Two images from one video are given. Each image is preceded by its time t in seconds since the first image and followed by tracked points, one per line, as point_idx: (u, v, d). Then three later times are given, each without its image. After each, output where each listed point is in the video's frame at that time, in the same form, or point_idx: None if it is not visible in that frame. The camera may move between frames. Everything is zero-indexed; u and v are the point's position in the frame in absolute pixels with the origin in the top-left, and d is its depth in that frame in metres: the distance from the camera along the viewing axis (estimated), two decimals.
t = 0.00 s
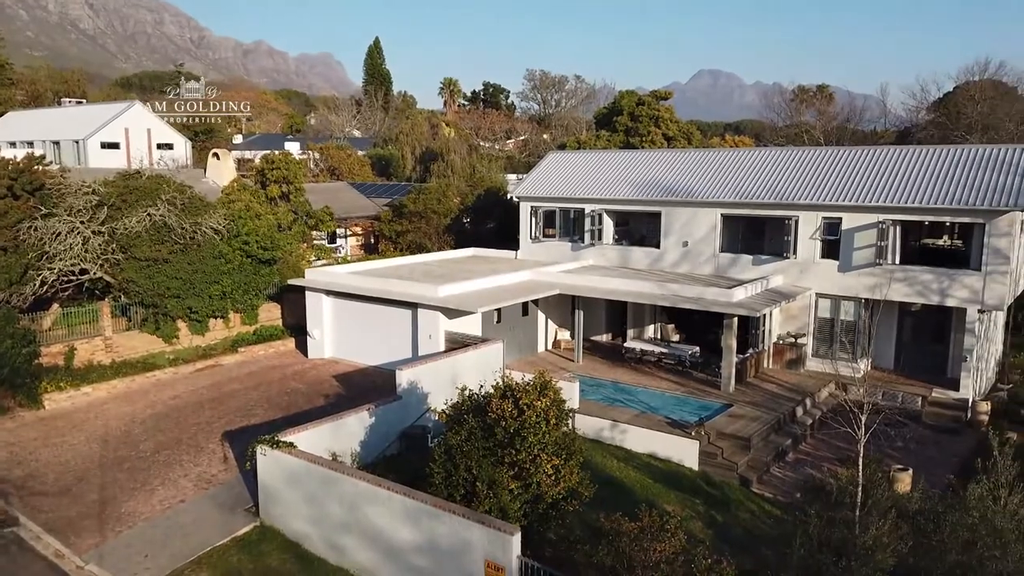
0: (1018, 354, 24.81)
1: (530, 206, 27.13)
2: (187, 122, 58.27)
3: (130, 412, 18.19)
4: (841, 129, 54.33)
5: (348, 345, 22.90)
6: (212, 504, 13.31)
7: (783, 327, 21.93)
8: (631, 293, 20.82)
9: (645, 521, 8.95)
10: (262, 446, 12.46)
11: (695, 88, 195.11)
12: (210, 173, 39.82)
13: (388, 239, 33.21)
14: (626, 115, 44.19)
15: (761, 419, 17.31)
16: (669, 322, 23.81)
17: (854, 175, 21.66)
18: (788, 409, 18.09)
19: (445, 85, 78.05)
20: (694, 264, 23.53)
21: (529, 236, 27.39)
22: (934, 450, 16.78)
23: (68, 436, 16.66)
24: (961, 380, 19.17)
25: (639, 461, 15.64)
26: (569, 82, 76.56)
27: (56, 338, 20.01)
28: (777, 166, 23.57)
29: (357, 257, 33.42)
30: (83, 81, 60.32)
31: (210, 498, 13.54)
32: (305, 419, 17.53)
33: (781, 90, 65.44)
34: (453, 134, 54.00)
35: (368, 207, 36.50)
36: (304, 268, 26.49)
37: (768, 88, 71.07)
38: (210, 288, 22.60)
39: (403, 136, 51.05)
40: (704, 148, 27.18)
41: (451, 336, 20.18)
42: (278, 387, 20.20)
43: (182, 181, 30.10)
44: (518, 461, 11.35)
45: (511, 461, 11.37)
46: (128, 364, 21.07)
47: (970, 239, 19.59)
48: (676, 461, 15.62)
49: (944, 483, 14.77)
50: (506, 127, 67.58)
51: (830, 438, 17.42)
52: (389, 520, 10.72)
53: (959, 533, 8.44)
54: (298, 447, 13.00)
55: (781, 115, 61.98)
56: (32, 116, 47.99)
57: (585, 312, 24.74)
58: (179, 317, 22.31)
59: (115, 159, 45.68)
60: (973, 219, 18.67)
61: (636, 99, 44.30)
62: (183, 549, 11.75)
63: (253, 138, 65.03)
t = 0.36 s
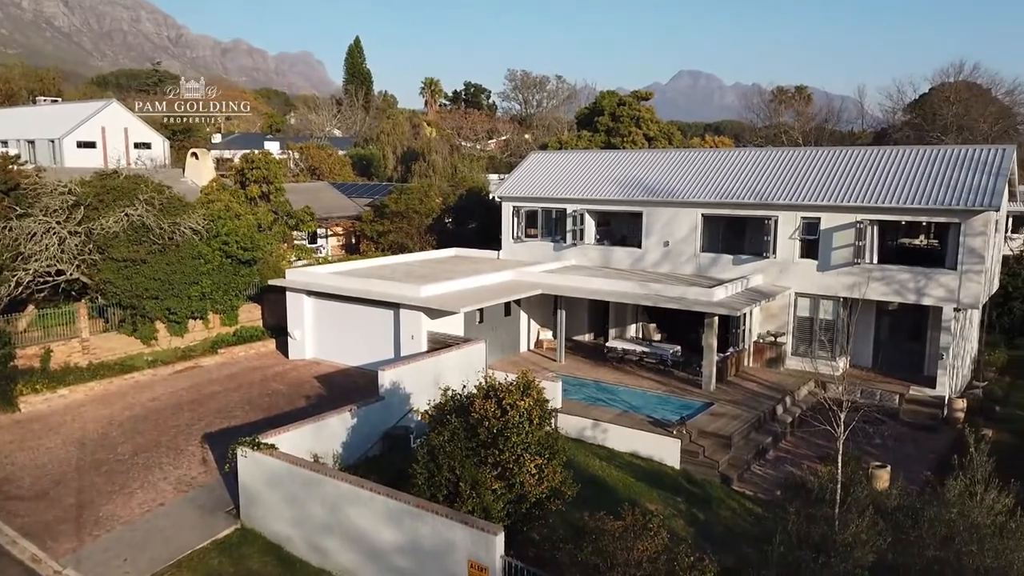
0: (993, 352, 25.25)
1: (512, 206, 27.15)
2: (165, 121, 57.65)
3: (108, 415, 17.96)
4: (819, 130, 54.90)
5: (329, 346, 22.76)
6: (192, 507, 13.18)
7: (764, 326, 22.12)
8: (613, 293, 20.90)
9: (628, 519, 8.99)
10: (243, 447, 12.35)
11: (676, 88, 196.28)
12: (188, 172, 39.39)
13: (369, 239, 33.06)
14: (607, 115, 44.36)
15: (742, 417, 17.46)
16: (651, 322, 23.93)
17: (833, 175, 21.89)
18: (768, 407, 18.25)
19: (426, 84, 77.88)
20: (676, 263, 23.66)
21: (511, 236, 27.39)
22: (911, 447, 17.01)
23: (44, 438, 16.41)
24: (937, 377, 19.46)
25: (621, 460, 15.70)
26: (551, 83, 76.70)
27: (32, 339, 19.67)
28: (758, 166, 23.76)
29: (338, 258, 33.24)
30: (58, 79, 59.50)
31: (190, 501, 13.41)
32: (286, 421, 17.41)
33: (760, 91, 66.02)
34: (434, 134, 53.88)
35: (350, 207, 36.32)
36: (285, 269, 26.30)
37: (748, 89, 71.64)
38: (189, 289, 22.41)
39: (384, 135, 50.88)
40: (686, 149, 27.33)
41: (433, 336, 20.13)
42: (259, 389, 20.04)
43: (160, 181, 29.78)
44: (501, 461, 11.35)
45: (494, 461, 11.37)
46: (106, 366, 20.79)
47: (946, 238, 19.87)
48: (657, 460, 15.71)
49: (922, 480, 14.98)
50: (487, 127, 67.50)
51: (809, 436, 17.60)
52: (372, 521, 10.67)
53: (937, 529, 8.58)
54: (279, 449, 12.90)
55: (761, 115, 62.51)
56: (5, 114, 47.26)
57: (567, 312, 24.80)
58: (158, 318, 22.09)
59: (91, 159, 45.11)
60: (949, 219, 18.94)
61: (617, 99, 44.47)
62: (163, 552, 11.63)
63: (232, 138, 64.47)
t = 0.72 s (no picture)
0: (968, 351, 25.67)
1: (495, 206, 27.16)
2: (142, 120, 56.98)
3: (85, 418, 17.72)
4: (798, 132, 55.42)
5: (311, 347, 22.62)
6: (173, 510, 13.04)
7: (744, 326, 22.29)
8: (595, 293, 20.97)
9: (612, 518, 9.03)
10: (224, 450, 12.25)
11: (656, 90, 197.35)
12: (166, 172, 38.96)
13: (350, 240, 32.91)
14: (588, 116, 44.49)
15: (723, 417, 17.59)
16: (632, 322, 24.03)
17: (812, 176, 22.12)
18: (749, 406, 18.40)
19: (407, 85, 77.64)
20: (657, 263, 23.79)
21: (494, 236, 27.39)
22: (889, 444, 17.24)
23: (20, 442, 16.15)
24: (914, 376, 19.73)
25: (604, 460, 15.75)
26: (532, 83, 76.79)
27: (7, 342, 19.45)
28: (738, 167, 23.95)
29: (319, 258, 33.05)
30: (33, 78, 58.63)
31: (170, 504, 13.27)
32: (268, 423, 17.28)
33: (740, 92, 66.53)
34: (415, 134, 53.75)
35: (331, 208, 36.13)
36: (266, 270, 26.11)
37: (727, 90, 72.18)
38: (168, 290, 22.23)
39: (365, 135, 50.69)
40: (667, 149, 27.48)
41: (416, 337, 20.08)
42: (239, 391, 19.88)
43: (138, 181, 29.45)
44: (484, 461, 11.35)
45: (478, 461, 11.38)
46: (83, 369, 20.55)
47: (922, 238, 20.14)
48: (640, 459, 15.79)
49: (900, 477, 15.18)
50: (469, 127, 67.36)
51: (789, 435, 17.77)
52: (355, 523, 10.64)
53: (916, 524, 8.69)
54: (261, 451, 12.80)
55: (740, 116, 63.00)
56: None
57: (549, 312, 24.84)
58: (136, 320, 21.88)
59: (67, 159, 44.52)
60: (925, 220, 19.20)
61: (598, 100, 44.62)
62: (142, 556, 11.51)
63: (211, 137, 63.86)
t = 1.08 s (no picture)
0: (944, 349, 26.06)
1: (476, 208, 27.17)
2: (119, 121, 56.32)
3: (63, 422, 17.49)
4: (776, 134, 55.95)
5: (292, 349, 22.49)
6: (153, 515, 12.90)
7: (724, 326, 22.46)
8: (577, 294, 21.04)
9: (595, 518, 9.06)
10: (204, 453, 12.15)
11: (636, 91, 198.36)
12: (144, 173, 38.52)
13: (332, 242, 32.76)
14: (569, 118, 44.63)
15: (704, 416, 17.72)
16: (614, 322, 24.13)
17: (791, 178, 22.35)
18: (730, 406, 18.56)
19: (388, 86, 77.42)
20: (638, 264, 23.91)
21: (475, 238, 27.39)
22: (868, 442, 17.46)
23: None
24: (892, 374, 20.00)
25: (586, 460, 15.81)
26: (513, 85, 76.87)
27: None
28: (718, 168, 24.15)
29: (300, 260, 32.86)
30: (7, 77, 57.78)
31: (150, 509, 13.13)
32: (249, 426, 17.16)
33: (719, 94, 67.05)
34: (396, 135, 53.60)
35: (312, 209, 35.94)
36: (246, 272, 25.94)
37: (707, 92, 72.73)
38: (147, 293, 21.99)
39: (346, 136, 50.48)
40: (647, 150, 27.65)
41: (398, 339, 20.02)
42: (220, 394, 19.72)
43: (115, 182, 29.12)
44: (467, 463, 11.36)
45: (461, 463, 11.38)
46: (60, 373, 20.27)
47: (899, 239, 20.42)
48: (622, 459, 15.88)
49: (878, 475, 15.38)
50: (451, 128, 67.24)
51: (769, 434, 17.94)
52: (338, 526, 10.59)
53: (892, 521, 8.78)
54: (242, 455, 12.70)
55: (720, 118, 63.47)
56: None
57: (531, 313, 24.89)
58: (114, 323, 21.59)
59: (42, 160, 43.99)
60: (901, 220, 19.46)
61: (579, 102, 44.78)
62: (122, 562, 11.38)
63: (190, 138, 63.26)
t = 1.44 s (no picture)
0: (920, 346, 26.42)
1: (457, 208, 27.12)
2: (95, 121, 55.62)
3: (38, 426, 17.24)
4: (755, 133, 56.40)
5: (272, 351, 22.32)
6: (131, 520, 12.76)
7: (705, 324, 22.61)
8: (558, 294, 21.08)
9: (577, 517, 9.09)
10: (184, 457, 12.04)
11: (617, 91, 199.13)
12: (121, 174, 38.04)
13: (312, 242, 32.56)
14: (550, 118, 44.68)
15: (685, 414, 17.83)
16: (596, 322, 24.20)
17: (770, 177, 22.53)
18: (710, 404, 18.69)
19: (369, 86, 77.08)
20: (620, 264, 24.00)
21: (457, 238, 27.35)
22: (846, 439, 17.65)
23: None
24: (870, 371, 20.23)
25: (568, 459, 15.84)
26: (494, 85, 76.82)
27: None
28: (698, 168, 24.29)
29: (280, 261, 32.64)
30: None
31: (128, 514, 12.98)
32: (228, 429, 17.02)
33: (699, 95, 67.46)
34: (377, 135, 53.40)
35: (292, 209, 35.70)
36: (225, 273, 25.74)
37: (687, 92, 73.12)
38: (124, 295, 21.77)
39: (326, 136, 50.21)
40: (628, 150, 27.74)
41: (380, 340, 19.94)
42: (199, 396, 19.54)
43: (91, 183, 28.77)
44: (449, 463, 11.35)
45: (443, 463, 11.36)
46: (35, 376, 19.97)
47: (876, 237, 20.66)
48: (604, 458, 15.94)
49: (857, 471, 15.56)
50: (431, 129, 67.10)
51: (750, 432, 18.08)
52: (319, 528, 10.53)
53: (870, 517, 8.92)
54: (221, 457, 12.59)
55: (700, 118, 63.85)
56: None
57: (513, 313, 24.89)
58: (91, 326, 21.32)
59: (17, 161, 43.52)
60: (878, 218, 19.71)
61: (560, 102, 44.87)
62: (99, 567, 11.24)
63: (168, 138, 62.61)
